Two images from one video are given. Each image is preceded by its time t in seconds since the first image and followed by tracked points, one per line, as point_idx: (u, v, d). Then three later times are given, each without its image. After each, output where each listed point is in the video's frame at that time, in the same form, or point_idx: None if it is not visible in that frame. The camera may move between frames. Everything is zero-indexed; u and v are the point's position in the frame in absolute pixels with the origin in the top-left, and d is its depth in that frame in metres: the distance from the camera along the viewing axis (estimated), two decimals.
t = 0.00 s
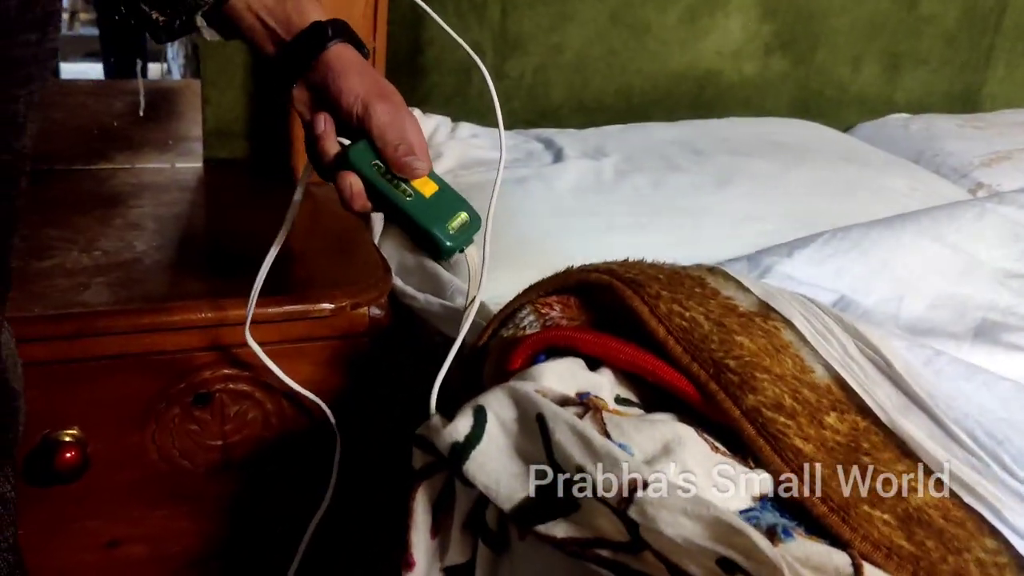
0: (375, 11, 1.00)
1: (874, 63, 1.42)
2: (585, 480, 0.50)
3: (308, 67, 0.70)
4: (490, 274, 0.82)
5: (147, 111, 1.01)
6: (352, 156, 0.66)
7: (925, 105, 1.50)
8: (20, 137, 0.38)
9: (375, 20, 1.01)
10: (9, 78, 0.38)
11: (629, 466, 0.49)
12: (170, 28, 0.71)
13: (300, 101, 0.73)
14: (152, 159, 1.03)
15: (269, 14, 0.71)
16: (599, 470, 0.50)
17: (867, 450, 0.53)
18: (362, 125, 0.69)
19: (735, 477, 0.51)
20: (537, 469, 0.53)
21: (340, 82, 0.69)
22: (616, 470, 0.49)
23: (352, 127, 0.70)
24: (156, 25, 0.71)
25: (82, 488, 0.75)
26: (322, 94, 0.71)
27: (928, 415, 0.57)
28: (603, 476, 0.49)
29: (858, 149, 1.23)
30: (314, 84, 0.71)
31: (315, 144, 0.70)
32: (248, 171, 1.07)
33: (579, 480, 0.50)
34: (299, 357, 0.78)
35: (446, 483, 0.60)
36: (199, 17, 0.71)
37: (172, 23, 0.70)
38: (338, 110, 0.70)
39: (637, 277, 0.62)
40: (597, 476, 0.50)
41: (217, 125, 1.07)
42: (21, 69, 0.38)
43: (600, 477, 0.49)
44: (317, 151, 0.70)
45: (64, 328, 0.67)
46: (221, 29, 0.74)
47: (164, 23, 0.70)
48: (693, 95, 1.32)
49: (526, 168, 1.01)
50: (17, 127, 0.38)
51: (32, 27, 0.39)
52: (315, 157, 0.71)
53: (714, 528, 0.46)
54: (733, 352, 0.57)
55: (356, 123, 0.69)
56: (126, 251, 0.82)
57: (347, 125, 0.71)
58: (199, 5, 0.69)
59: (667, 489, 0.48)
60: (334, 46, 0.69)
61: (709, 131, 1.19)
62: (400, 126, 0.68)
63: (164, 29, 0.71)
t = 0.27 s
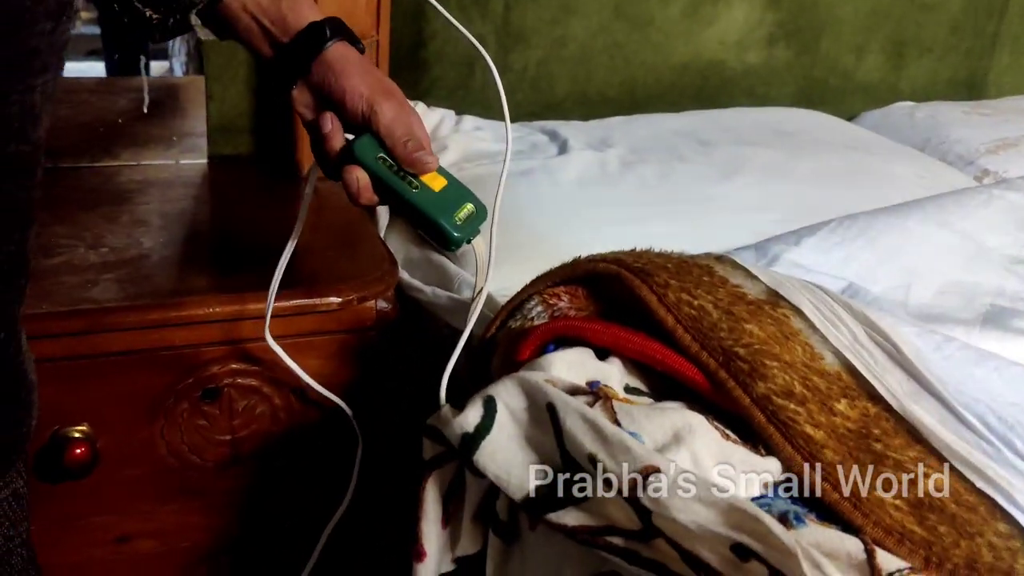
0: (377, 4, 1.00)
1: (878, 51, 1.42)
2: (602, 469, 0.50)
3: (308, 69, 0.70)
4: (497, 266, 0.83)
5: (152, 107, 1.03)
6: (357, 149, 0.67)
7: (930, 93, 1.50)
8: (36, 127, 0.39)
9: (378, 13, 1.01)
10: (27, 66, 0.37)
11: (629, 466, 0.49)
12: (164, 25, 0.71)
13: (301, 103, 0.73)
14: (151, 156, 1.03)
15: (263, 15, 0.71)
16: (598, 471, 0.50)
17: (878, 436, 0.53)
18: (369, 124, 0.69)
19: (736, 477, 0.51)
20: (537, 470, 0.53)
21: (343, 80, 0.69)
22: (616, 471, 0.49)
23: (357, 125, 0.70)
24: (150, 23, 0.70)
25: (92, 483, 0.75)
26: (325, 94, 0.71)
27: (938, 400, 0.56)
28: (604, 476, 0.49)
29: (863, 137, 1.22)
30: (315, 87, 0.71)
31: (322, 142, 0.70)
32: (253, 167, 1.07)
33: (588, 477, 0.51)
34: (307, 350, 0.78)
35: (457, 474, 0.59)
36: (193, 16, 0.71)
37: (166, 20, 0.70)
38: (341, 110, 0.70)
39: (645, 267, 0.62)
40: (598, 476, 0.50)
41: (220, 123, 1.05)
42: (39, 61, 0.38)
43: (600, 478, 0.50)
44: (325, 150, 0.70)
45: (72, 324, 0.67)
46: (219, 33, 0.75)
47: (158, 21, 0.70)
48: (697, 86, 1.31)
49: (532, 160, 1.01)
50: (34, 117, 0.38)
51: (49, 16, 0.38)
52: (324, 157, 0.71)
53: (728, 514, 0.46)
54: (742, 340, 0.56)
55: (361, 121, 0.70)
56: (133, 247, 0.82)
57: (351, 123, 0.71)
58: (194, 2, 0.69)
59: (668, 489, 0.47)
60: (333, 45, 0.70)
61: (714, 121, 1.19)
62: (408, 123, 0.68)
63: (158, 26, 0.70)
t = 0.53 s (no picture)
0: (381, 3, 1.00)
1: (883, 46, 1.41)
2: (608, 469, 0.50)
3: (311, 69, 0.70)
4: (502, 265, 0.82)
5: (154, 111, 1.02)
6: (360, 150, 0.66)
7: (935, 87, 1.49)
8: (48, 128, 0.40)
9: (381, 12, 1.00)
10: (40, 65, 0.38)
11: (629, 466, 0.48)
12: (167, 26, 0.71)
13: (303, 102, 0.73)
14: (159, 158, 1.04)
15: (266, 15, 0.71)
16: (598, 471, 0.50)
17: (890, 433, 0.53)
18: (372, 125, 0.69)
19: (736, 477, 0.50)
20: (537, 469, 0.53)
21: (345, 80, 0.69)
22: (615, 470, 0.49)
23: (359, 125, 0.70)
24: (154, 24, 0.70)
25: (100, 487, 0.75)
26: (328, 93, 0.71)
27: (950, 397, 0.56)
28: (604, 476, 0.50)
29: (869, 132, 1.22)
30: (318, 86, 0.71)
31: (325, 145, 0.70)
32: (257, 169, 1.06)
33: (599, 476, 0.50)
34: (313, 352, 0.77)
35: (467, 474, 0.59)
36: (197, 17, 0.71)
37: (170, 21, 0.70)
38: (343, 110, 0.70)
39: (652, 265, 0.62)
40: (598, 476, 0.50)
41: (224, 123, 1.06)
42: (52, 62, 0.39)
43: (600, 478, 0.50)
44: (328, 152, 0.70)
45: (78, 328, 0.67)
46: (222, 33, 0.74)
47: (162, 22, 0.70)
48: (701, 82, 1.31)
49: (536, 159, 1.00)
50: (46, 117, 0.39)
51: (61, 17, 0.39)
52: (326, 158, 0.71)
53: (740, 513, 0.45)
54: (751, 338, 0.56)
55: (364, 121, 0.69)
56: (138, 251, 0.81)
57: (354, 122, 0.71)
58: (198, 3, 0.69)
59: (668, 490, 0.47)
60: (335, 45, 0.70)
61: (718, 118, 1.19)
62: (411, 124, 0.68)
63: (161, 28, 0.70)
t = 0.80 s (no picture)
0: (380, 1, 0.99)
1: (883, 39, 1.41)
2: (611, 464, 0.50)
3: (308, 66, 0.70)
4: (503, 262, 0.82)
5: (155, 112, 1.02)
6: (357, 144, 0.66)
7: (936, 80, 1.49)
8: (51, 127, 0.40)
9: (380, 10, 1.00)
10: (43, 64, 0.39)
11: (628, 466, 0.49)
12: (165, 26, 0.70)
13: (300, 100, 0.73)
14: (164, 159, 1.04)
15: (263, 15, 0.71)
16: (598, 472, 0.51)
17: (893, 427, 0.53)
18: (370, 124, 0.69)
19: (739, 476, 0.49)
20: (536, 470, 0.53)
21: (342, 77, 0.69)
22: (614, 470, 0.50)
23: (357, 122, 0.70)
24: (150, 24, 0.70)
25: (104, 487, 0.75)
26: (325, 92, 0.71)
27: (954, 391, 0.56)
28: (604, 476, 0.50)
29: (870, 126, 1.22)
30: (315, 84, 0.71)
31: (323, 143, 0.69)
32: (258, 168, 1.06)
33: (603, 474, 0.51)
34: (316, 351, 0.77)
35: (469, 471, 0.59)
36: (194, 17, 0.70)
37: (167, 21, 0.70)
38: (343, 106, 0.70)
39: (654, 261, 0.62)
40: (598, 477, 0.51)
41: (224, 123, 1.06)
42: (55, 61, 0.40)
43: (601, 478, 0.51)
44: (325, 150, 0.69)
45: (80, 329, 0.67)
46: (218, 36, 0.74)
47: (159, 22, 0.70)
48: (701, 78, 1.31)
49: (536, 156, 1.00)
50: (49, 116, 0.39)
51: (61, 16, 0.40)
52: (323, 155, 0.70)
53: (744, 507, 0.45)
54: (753, 333, 0.56)
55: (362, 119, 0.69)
56: (140, 251, 0.81)
57: (351, 119, 0.71)
58: (194, 3, 0.69)
59: (668, 490, 0.47)
60: (331, 42, 0.69)
61: (719, 113, 1.18)
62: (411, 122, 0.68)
63: (158, 27, 0.70)
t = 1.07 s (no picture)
0: None
1: (882, 30, 1.41)
2: (613, 452, 0.50)
3: (311, 56, 0.71)
4: (503, 254, 0.82)
5: (155, 108, 1.02)
6: (353, 133, 0.67)
7: (935, 70, 1.49)
8: (52, 119, 0.40)
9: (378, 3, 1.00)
10: (44, 55, 0.39)
11: (627, 466, 0.49)
12: (165, 20, 0.72)
13: (303, 90, 0.73)
14: (161, 156, 1.03)
15: (262, 10, 0.71)
16: (599, 472, 0.51)
17: (893, 413, 0.53)
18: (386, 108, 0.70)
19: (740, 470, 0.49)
20: (536, 469, 0.53)
21: (349, 62, 0.70)
22: (615, 471, 0.50)
23: (367, 108, 0.71)
24: (151, 18, 0.71)
25: (107, 482, 0.75)
26: (334, 79, 0.72)
27: (953, 376, 0.56)
28: (604, 477, 0.51)
29: (869, 116, 1.22)
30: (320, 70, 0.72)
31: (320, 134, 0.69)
32: (258, 164, 1.07)
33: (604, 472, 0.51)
34: (318, 344, 0.78)
35: (470, 461, 0.59)
36: (194, 10, 0.72)
37: (167, 15, 0.71)
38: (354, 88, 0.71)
39: (653, 250, 0.62)
40: (597, 477, 0.51)
41: (224, 120, 1.06)
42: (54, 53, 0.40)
43: (601, 479, 0.51)
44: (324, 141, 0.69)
45: (82, 324, 0.67)
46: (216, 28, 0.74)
47: (160, 16, 0.71)
48: (700, 70, 1.31)
49: (535, 149, 1.00)
50: (50, 107, 0.40)
51: (60, 6, 0.40)
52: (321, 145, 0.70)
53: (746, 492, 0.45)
54: (753, 321, 0.56)
55: (375, 103, 0.71)
56: (142, 248, 0.81)
57: (360, 103, 0.72)
58: None
59: (668, 483, 0.47)
60: (333, 32, 0.70)
61: (718, 105, 1.19)
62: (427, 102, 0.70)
63: (157, 21, 0.71)
